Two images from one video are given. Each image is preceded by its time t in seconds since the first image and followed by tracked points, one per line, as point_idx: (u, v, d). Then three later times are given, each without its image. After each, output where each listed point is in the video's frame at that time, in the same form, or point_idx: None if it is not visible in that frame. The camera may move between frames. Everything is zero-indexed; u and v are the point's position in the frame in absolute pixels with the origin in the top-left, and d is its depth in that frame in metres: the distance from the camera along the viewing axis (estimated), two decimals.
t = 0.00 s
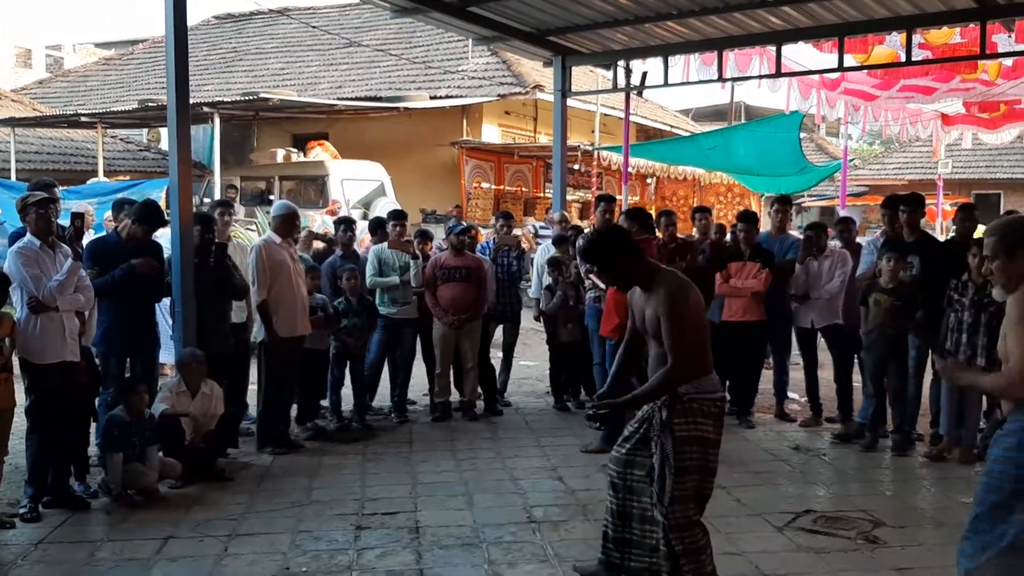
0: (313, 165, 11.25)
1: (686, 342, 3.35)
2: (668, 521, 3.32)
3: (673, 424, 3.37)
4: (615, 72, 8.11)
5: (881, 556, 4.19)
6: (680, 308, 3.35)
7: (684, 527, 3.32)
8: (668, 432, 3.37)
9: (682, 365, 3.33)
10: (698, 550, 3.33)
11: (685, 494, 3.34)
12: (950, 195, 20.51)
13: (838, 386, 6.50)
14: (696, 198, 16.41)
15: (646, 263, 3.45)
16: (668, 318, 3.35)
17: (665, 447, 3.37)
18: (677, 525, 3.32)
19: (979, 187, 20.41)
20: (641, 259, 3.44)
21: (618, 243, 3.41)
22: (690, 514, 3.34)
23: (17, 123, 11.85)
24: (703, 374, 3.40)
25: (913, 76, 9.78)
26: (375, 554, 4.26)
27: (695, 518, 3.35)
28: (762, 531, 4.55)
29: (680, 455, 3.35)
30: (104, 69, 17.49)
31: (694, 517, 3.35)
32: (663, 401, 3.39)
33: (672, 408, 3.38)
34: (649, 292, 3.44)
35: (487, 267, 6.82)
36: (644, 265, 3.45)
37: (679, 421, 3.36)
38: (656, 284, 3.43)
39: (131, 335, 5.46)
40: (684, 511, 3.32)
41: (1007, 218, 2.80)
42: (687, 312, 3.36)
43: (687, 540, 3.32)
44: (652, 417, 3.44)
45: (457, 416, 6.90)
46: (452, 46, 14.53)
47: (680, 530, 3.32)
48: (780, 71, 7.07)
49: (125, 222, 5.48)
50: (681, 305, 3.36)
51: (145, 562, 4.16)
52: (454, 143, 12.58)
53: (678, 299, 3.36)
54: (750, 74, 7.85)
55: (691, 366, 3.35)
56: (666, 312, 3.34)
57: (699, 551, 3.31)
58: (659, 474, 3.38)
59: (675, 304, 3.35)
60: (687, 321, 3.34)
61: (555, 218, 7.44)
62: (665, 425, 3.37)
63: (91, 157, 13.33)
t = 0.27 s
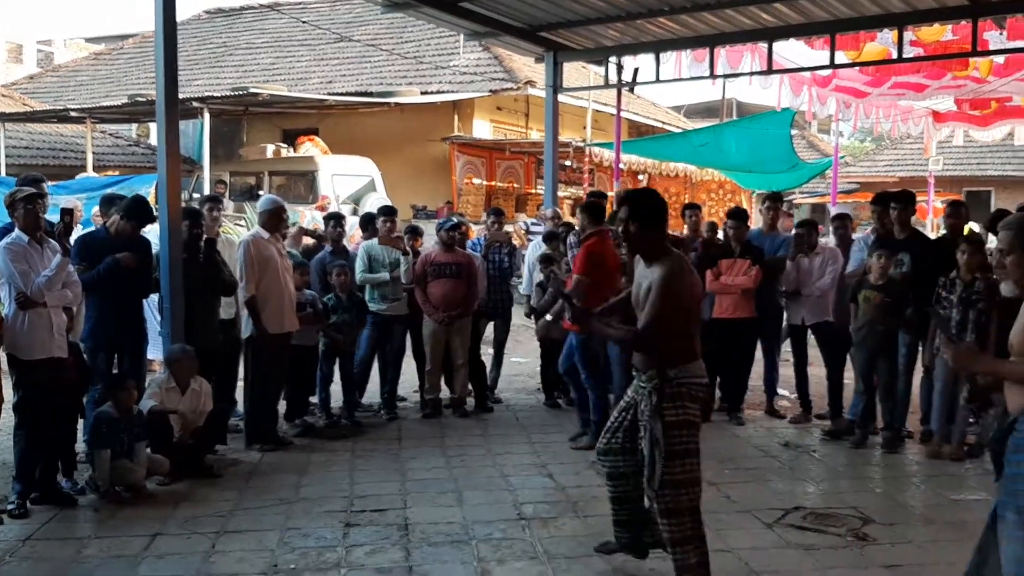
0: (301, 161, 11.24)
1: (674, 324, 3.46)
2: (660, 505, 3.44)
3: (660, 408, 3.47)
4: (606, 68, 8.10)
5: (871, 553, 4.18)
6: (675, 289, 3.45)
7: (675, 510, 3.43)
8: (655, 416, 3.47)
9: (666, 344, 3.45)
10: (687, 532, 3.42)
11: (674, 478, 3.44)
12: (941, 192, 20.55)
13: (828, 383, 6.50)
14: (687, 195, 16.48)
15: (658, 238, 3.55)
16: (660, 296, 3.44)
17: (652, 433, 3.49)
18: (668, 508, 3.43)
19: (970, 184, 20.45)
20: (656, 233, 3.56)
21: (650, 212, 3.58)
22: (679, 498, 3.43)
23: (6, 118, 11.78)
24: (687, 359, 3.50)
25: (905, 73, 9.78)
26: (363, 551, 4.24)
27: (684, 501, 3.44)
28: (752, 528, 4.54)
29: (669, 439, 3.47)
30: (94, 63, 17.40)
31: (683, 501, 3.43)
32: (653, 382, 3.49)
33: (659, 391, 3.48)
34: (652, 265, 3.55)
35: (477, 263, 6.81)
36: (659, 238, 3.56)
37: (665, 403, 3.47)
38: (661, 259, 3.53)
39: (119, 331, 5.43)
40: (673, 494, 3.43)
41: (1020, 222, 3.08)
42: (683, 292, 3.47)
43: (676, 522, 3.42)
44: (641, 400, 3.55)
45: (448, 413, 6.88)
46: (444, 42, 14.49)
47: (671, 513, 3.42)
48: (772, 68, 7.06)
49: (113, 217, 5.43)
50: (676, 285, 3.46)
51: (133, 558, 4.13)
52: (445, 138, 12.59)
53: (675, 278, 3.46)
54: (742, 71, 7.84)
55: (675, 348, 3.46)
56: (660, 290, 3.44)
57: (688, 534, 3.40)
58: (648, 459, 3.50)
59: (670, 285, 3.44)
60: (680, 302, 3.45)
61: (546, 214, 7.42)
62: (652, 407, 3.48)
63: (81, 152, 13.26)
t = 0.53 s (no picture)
0: (273, 157, 11.18)
1: (624, 322, 3.58)
2: (615, 494, 3.52)
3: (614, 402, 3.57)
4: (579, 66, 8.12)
5: (838, 549, 4.22)
6: (627, 286, 3.56)
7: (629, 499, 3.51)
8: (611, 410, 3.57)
9: (616, 340, 3.58)
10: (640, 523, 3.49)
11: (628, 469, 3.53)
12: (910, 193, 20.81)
13: (797, 381, 6.55)
14: (660, 194, 16.57)
15: (617, 234, 3.64)
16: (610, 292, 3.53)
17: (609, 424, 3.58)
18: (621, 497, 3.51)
19: (938, 185, 20.72)
20: (613, 229, 3.65)
21: (615, 205, 3.66)
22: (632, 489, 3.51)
23: None
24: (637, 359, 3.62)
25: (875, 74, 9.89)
26: (333, 550, 4.22)
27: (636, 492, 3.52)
28: (721, 524, 4.57)
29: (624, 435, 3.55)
30: (63, 57, 17.17)
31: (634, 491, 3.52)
32: (608, 381, 3.59)
33: (613, 388, 3.58)
34: (606, 263, 3.67)
35: (450, 261, 6.81)
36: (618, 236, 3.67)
37: (617, 399, 3.57)
38: (616, 256, 3.64)
39: (87, 327, 5.36)
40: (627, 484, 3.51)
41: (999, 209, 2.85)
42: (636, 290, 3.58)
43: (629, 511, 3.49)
44: (595, 399, 3.65)
45: (420, 411, 6.87)
46: (418, 38, 14.45)
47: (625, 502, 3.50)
48: (743, 68, 7.11)
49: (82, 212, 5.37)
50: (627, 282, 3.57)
51: (100, 557, 4.09)
52: (419, 135, 12.54)
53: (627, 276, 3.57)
54: (713, 71, 7.89)
55: (625, 345, 3.59)
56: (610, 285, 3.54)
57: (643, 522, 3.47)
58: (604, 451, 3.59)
59: (622, 281, 3.55)
60: (631, 301, 3.57)
61: (519, 212, 7.44)
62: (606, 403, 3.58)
63: (49, 147, 13.07)
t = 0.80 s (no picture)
0: (263, 151, 11.17)
1: (598, 318, 3.63)
2: (559, 476, 3.55)
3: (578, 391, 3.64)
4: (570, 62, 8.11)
5: (828, 545, 4.24)
6: (603, 283, 3.61)
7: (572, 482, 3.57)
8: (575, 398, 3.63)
9: (591, 334, 3.63)
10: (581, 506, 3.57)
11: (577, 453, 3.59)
12: (900, 191, 20.89)
13: (787, 377, 6.57)
14: (651, 191, 16.59)
15: (596, 233, 3.66)
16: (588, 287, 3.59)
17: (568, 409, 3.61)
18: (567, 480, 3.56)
19: (927, 183, 20.76)
20: (593, 228, 3.67)
21: (595, 206, 3.69)
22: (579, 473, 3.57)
23: None
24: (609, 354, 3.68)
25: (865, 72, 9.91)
26: (323, 545, 4.21)
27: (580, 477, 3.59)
28: (711, 520, 4.58)
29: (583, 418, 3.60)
30: (53, 51, 17.07)
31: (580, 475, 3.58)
32: (579, 374, 3.65)
33: (582, 379, 3.65)
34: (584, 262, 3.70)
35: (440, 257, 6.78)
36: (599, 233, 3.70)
37: (586, 391, 3.63)
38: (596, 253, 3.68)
39: (75, 321, 5.33)
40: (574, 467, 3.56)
41: (972, 220, 2.64)
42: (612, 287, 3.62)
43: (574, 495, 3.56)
44: (561, 393, 3.69)
45: (410, 407, 6.86)
46: (409, 33, 14.42)
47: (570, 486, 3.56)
48: (734, 65, 7.11)
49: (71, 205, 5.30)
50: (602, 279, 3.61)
51: (88, 552, 4.07)
52: (410, 131, 12.52)
53: (604, 273, 3.62)
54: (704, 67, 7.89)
55: (598, 340, 3.64)
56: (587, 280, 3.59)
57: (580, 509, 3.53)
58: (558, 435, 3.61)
59: (599, 277, 3.60)
60: (602, 298, 3.61)
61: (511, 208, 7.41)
62: (572, 392, 3.64)
63: (38, 140, 13.00)
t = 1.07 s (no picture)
0: (258, 147, 11.14)
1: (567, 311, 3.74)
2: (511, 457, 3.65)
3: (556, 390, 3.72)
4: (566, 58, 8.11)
5: (822, 542, 4.25)
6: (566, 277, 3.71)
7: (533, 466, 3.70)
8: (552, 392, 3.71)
9: (564, 324, 3.75)
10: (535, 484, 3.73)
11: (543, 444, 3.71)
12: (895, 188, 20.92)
13: (782, 374, 6.58)
14: (646, 187, 16.60)
15: (551, 228, 3.77)
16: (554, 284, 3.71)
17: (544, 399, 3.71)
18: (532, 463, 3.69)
19: (923, 181, 20.65)
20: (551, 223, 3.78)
21: (546, 202, 3.77)
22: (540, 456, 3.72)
23: None
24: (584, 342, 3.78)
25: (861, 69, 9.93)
26: (318, 540, 4.21)
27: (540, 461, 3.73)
28: (706, 516, 4.59)
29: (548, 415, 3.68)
30: (47, 45, 17.01)
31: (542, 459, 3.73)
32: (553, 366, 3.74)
33: (556, 370, 3.75)
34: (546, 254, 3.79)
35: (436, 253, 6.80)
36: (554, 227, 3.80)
37: (559, 382, 3.71)
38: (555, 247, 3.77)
39: (70, 315, 5.32)
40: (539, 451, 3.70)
41: (969, 211, 2.54)
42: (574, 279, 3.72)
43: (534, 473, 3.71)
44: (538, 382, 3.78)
45: (406, 403, 6.86)
46: (405, 29, 14.40)
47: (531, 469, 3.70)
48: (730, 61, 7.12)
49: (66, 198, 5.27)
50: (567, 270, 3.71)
51: (82, 547, 4.06)
52: (405, 126, 12.50)
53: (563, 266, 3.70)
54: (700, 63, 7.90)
55: (570, 331, 3.75)
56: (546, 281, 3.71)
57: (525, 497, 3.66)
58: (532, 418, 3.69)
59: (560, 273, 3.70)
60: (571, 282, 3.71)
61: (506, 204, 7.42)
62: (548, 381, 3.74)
63: (32, 134, 12.96)
